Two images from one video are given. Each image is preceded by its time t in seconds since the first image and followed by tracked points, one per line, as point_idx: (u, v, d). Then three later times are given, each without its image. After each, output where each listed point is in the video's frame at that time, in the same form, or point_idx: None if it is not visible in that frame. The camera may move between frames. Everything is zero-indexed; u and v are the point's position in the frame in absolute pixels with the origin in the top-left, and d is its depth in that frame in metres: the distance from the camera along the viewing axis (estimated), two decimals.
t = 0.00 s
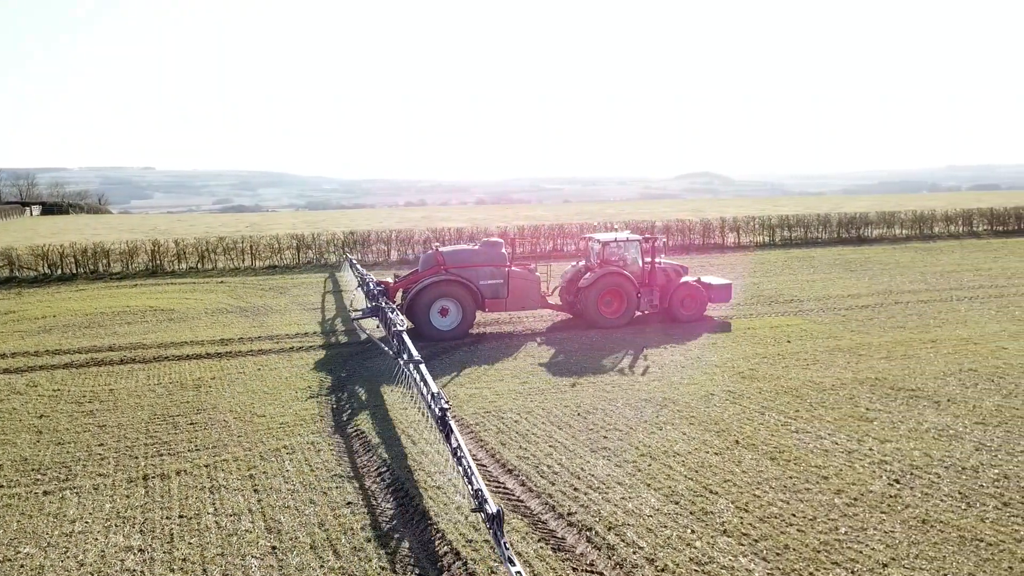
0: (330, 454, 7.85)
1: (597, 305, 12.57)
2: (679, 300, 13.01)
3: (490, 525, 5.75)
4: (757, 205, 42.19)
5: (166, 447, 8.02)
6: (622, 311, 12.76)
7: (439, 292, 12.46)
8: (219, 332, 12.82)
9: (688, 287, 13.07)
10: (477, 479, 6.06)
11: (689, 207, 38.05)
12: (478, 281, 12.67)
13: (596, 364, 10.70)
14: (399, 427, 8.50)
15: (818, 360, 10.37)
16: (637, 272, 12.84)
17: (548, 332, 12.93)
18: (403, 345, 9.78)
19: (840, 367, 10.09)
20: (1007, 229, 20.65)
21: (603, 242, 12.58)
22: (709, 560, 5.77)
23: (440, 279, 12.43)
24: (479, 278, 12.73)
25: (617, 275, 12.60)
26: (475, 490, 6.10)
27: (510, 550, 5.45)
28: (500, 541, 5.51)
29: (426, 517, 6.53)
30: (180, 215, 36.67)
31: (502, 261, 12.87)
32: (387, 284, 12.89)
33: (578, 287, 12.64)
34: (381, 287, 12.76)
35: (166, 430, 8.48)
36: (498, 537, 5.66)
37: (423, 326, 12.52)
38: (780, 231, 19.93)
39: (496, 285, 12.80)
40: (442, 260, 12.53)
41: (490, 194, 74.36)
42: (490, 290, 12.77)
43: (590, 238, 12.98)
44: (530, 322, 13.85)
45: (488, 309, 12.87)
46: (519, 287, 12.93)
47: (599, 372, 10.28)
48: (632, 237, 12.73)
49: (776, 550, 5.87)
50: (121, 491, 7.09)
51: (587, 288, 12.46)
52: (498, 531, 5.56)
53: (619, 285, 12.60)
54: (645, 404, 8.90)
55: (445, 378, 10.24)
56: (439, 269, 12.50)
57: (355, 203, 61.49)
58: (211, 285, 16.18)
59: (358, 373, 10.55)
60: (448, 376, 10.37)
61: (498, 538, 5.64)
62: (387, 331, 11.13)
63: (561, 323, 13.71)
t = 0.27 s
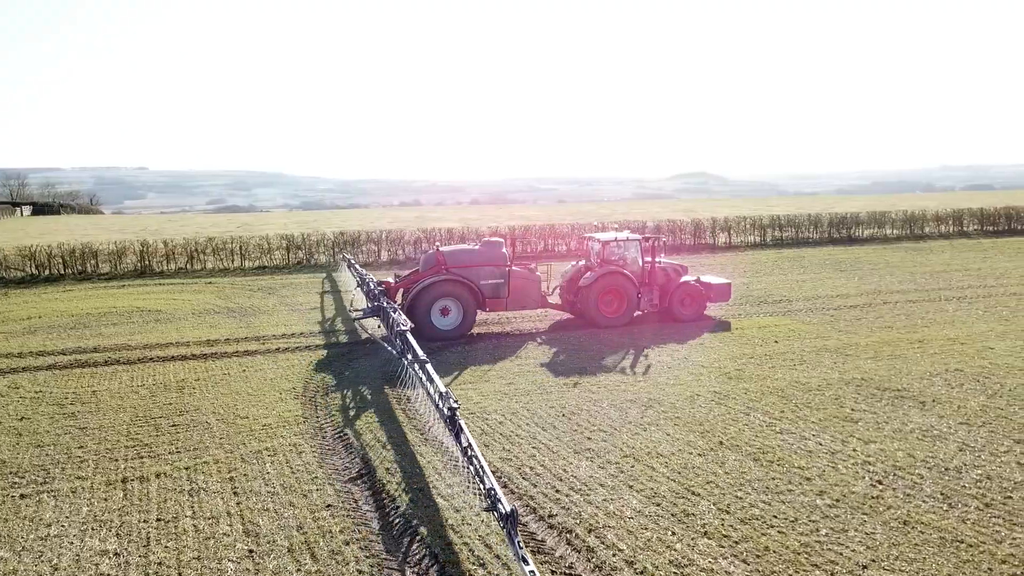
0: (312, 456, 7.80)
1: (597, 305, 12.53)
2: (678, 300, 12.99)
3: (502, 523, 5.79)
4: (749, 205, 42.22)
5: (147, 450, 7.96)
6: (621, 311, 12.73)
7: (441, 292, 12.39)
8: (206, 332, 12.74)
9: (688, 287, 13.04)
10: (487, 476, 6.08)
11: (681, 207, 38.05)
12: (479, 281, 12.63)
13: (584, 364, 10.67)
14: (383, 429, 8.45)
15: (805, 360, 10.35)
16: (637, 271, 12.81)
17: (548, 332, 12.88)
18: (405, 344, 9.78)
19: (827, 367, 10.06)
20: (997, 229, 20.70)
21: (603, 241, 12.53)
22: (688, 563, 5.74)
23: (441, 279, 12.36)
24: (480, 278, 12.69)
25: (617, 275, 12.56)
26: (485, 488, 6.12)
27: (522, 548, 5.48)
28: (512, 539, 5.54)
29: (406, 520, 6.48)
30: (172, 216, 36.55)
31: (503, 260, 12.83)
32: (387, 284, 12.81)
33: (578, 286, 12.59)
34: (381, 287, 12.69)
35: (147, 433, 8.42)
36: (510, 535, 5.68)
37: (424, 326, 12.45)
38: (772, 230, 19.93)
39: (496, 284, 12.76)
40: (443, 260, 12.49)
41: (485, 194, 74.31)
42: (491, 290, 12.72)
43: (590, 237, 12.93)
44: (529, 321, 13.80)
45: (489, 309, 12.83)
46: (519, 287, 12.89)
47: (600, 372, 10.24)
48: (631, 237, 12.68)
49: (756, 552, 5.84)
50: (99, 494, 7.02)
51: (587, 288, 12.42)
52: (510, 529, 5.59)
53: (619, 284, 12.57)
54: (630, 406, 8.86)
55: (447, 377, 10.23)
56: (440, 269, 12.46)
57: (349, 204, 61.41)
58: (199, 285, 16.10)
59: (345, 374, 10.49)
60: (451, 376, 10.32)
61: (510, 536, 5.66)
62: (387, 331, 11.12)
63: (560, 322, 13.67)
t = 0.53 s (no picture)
0: (296, 458, 7.74)
1: (597, 305, 12.49)
2: (678, 300, 12.98)
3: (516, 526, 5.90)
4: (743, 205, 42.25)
5: (131, 452, 7.91)
6: (621, 311, 12.69)
7: (442, 291, 12.33)
8: (194, 333, 12.66)
9: (687, 287, 13.03)
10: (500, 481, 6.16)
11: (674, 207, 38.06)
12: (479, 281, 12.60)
13: (572, 365, 10.63)
14: (368, 430, 8.41)
15: (794, 361, 10.33)
16: (637, 271, 12.78)
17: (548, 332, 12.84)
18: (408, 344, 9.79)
19: (816, 368, 10.05)
20: (989, 229, 20.74)
21: (603, 241, 12.48)
22: (670, 565, 5.70)
23: (441, 279, 12.31)
24: (481, 278, 12.66)
25: (617, 275, 12.53)
26: (498, 490, 6.19)
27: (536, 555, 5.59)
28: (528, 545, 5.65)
29: (388, 522, 6.44)
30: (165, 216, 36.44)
31: (503, 261, 12.80)
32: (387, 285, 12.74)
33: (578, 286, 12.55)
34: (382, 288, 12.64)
35: (131, 435, 8.36)
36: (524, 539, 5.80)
37: (424, 327, 12.37)
38: (764, 231, 19.93)
39: (497, 285, 12.72)
40: (443, 260, 12.49)
41: (480, 194, 74.27)
42: (491, 290, 12.69)
43: (590, 237, 12.88)
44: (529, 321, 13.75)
45: (489, 309, 12.78)
46: (519, 287, 12.84)
47: (600, 372, 10.20)
48: (631, 237, 12.65)
49: (739, 554, 5.81)
50: (80, 497, 6.97)
51: (587, 288, 12.38)
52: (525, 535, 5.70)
53: (619, 284, 12.54)
54: (618, 407, 8.83)
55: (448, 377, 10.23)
56: (440, 268, 12.44)
57: (344, 204, 61.30)
58: (189, 286, 16.04)
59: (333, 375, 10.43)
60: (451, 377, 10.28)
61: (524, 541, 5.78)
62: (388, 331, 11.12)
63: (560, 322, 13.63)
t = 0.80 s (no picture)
0: (277, 460, 7.69)
1: (597, 305, 12.44)
2: (678, 300, 12.95)
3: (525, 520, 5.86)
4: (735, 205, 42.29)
5: (110, 454, 7.84)
6: (621, 311, 12.64)
7: (442, 291, 12.28)
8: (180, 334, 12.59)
9: (686, 287, 13.02)
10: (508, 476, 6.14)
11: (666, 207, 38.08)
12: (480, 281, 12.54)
13: (559, 366, 10.60)
14: (351, 432, 8.36)
15: (780, 361, 10.31)
16: (637, 271, 12.75)
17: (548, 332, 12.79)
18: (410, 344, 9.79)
19: (802, 368, 10.03)
20: (978, 229, 20.79)
21: (603, 242, 12.44)
22: (649, 568, 5.66)
23: (442, 279, 12.27)
24: (481, 277, 12.60)
25: (617, 275, 12.48)
26: (507, 487, 6.16)
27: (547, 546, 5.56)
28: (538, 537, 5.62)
29: (367, 525, 6.39)
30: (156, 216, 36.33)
31: (504, 260, 12.74)
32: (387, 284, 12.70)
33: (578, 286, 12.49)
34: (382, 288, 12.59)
35: (111, 437, 8.29)
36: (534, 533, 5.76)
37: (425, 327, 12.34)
38: (755, 231, 19.93)
39: (497, 284, 12.66)
40: (443, 259, 12.42)
41: (475, 194, 74.24)
42: (491, 290, 12.63)
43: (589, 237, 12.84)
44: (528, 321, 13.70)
45: (489, 309, 12.73)
46: (520, 287, 12.78)
47: (601, 372, 10.16)
48: (631, 237, 12.61)
49: (718, 556, 5.78)
50: (56, 501, 6.90)
51: (587, 288, 12.33)
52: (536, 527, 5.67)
53: (619, 284, 12.49)
54: (603, 408, 8.79)
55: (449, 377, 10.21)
56: (440, 268, 12.38)
57: (338, 204, 61.18)
58: (177, 287, 15.96)
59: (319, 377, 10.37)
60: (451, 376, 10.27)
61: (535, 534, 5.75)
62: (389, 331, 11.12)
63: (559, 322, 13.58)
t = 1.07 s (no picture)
0: (246, 464, 7.58)
1: (598, 305, 12.38)
2: (677, 299, 12.91)
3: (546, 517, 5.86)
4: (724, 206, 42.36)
5: (77, 459, 7.73)
6: (621, 310, 12.59)
7: (443, 291, 12.18)
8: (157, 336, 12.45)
9: (685, 286, 12.98)
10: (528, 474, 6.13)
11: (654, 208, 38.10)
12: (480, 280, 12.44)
13: (537, 367, 10.53)
14: (323, 435, 8.26)
15: (760, 362, 10.27)
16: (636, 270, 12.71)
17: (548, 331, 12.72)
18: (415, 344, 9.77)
19: (782, 369, 9.99)
20: (963, 229, 20.85)
21: (603, 241, 12.40)
22: (615, 573, 5.59)
23: (443, 278, 12.16)
24: (482, 277, 12.50)
25: (617, 274, 12.42)
26: (527, 485, 6.17)
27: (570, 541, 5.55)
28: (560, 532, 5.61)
29: (332, 530, 6.30)
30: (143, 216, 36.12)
31: (505, 260, 12.66)
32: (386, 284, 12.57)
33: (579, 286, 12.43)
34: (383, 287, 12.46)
35: (79, 441, 8.17)
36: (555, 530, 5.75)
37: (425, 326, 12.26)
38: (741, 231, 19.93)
39: (498, 284, 12.58)
40: (444, 259, 12.30)
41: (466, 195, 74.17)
42: (492, 289, 12.54)
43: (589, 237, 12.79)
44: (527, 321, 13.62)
45: (490, 309, 12.66)
46: (520, 287, 12.70)
47: (604, 372, 10.10)
48: (631, 236, 12.58)
49: (685, 561, 5.71)
50: (18, 506, 6.79)
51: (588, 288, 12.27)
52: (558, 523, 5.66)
53: (620, 284, 12.44)
54: (579, 410, 8.72)
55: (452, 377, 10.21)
56: (442, 268, 12.26)
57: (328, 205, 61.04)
58: (157, 288, 15.82)
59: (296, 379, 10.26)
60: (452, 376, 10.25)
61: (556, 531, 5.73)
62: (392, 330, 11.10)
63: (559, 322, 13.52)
